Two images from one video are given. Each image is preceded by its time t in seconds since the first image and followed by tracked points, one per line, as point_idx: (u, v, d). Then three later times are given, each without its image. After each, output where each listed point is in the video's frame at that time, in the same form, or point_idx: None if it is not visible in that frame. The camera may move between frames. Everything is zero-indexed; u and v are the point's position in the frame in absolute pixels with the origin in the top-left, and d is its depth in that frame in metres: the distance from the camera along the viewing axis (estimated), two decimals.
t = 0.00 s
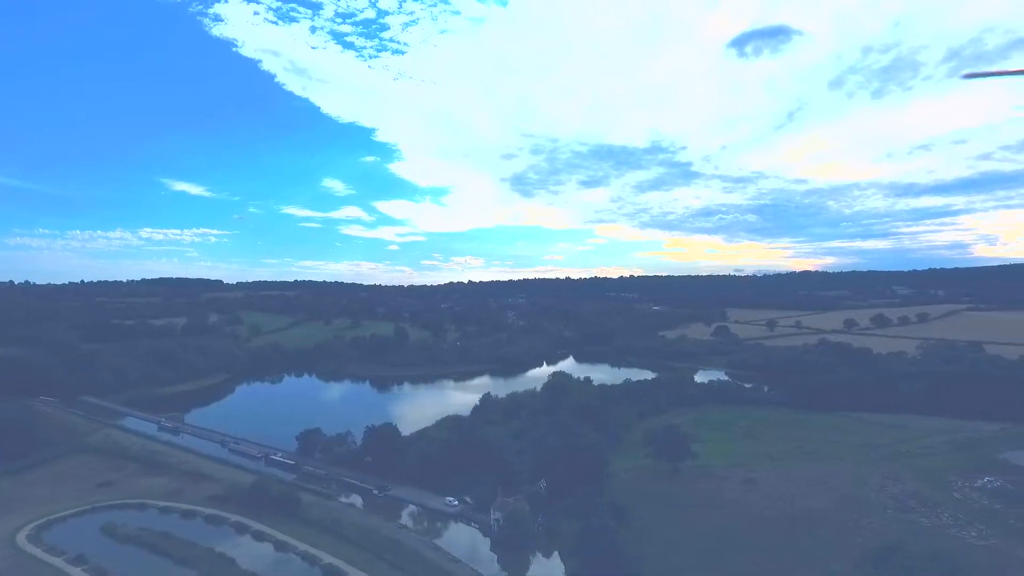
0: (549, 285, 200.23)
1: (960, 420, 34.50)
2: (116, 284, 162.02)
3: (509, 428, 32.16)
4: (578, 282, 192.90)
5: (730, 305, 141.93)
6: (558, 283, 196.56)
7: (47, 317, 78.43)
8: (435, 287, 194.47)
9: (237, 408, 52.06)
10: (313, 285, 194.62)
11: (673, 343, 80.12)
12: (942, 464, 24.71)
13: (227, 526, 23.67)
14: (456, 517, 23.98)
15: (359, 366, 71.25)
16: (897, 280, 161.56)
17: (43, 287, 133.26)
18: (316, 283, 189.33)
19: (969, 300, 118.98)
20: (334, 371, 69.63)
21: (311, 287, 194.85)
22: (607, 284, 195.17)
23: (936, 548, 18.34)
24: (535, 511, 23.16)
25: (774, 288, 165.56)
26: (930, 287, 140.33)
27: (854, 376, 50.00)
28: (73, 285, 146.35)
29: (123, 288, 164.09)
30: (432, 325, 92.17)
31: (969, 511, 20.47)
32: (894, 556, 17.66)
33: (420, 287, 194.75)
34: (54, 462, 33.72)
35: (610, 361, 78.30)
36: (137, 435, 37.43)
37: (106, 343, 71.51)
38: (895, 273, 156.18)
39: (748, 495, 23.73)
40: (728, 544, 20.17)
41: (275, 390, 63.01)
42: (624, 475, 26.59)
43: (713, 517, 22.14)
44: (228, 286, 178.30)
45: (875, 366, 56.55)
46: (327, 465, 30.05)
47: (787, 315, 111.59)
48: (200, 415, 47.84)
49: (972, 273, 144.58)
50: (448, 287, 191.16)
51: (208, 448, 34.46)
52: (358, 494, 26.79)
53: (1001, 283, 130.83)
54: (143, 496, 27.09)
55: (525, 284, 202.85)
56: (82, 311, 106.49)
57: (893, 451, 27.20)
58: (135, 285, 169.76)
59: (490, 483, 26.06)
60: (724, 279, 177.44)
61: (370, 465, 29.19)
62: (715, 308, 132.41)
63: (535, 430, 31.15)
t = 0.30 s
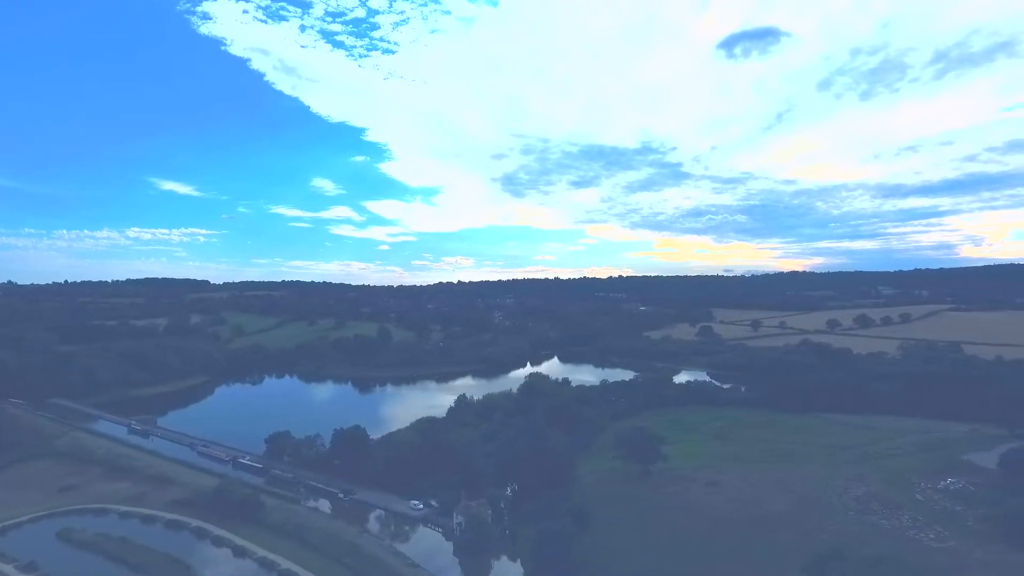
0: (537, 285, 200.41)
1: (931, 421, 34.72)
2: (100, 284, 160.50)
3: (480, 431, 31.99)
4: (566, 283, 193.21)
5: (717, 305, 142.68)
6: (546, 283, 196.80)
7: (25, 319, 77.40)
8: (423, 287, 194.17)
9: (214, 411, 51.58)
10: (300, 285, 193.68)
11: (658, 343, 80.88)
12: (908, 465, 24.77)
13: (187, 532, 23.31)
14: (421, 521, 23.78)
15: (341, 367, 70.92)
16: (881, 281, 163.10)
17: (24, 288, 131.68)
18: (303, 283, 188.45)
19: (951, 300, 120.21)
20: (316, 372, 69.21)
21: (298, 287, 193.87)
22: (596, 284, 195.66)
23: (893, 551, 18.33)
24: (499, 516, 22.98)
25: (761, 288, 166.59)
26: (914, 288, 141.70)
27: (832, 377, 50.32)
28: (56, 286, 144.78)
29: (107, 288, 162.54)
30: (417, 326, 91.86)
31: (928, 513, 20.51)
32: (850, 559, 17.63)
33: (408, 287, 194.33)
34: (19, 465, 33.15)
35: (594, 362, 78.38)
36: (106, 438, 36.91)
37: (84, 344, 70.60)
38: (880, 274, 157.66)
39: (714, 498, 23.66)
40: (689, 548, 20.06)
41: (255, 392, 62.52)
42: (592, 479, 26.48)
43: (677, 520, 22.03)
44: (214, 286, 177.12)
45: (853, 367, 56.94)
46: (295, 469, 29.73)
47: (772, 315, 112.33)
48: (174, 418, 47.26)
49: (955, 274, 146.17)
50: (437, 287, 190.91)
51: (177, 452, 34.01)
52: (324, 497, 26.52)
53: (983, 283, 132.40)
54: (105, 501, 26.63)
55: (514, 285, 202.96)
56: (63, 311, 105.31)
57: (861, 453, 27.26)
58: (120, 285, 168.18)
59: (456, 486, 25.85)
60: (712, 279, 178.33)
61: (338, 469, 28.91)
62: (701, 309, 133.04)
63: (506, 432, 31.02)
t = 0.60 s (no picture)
0: (526, 285, 200.28)
1: (903, 421, 34.91)
2: (84, 285, 159.04)
3: (451, 433, 31.77)
4: (555, 283, 193.24)
5: (704, 305, 143.32)
6: (535, 284, 196.80)
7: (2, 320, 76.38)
8: (412, 287, 193.79)
9: (192, 413, 51.09)
10: (288, 286, 192.89)
11: (643, 343, 81.94)
12: (874, 467, 24.74)
13: (146, 537, 22.94)
14: (384, 525, 23.53)
15: (323, 368, 70.45)
16: (867, 282, 164.34)
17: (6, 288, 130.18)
18: (291, 283, 187.54)
19: (935, 300, 121.24)
20: (297, 374, 68.74)
21: (286, 287, 192.97)
22: (585, 284, 196.07)
23: (851, 554, 18.24)
24: (462, 519, 22.78)
25: (748, 288, 167.54)
26: (899, 288, 143.05)
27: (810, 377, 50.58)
28: (39, 287, 143.24)
29: (91, 288, 161.03)
30: (401, 326, 91.47)
31: (889, 514, 20.46)
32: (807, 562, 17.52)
33: (397, 287, 193.76)
34: None
35: (578, 362, 78.41)
36: (75, 441, 36.41)
37: (62, 345, 69.83)
38: (866, 274, 159.13)
39: (679, 500, 23.52)
40: (649, 551, 19.89)
41: (235, 393, 61.99)
42: (560, 482, 26.31)
43: (640, 522, 21.87)
44: (201, 287, 175.96)
45: (833, 367, 57.16)
46: (263, 471, 29.35)
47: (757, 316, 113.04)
48: (147, 421, 46.77)
49: (939, 273, 147.53)
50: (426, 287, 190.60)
51: (146, 454, 33.55)
52: (288, 502, 26.19)
53: (966, 283, 133.72)
54: (65, 506, 26.21)
55: (503, 286, 203.02)
56: (44, 312, 104.12)
57: (829, 453, 27.24)
58: (104, 286, 166.64)
59: (422, 491, 25.61)
60: (700, 279, 179.19)
61: (305, 472, 28.56)
62: (688, 309, 133.46)
63: (476, 434, 30.80)
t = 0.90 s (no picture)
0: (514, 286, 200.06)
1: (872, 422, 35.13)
2: (65, 285, 156.92)
3: (420, 436, 31.51)
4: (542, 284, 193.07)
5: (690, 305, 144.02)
6: (523, 284, 196.56)
7: None
8: (399, 288, 193.11)
9: (167, 417, 50.42)
10: (274, 287, 191.55)
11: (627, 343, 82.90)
12: (837, 469, 24.78)
13: (100, 544, 22.44)
14: (344, 530, 23.25)
15: (303, 369, 69.77)
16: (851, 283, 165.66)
17: None
18: (276, 283, 186.19)
19: (916, 301, 122.38)
20: (277, 375, 68.10)
21: (271, 287, 191.63)
22: (572, 284, 196.35)
23: (807, 559, 18.20)
24: (423, 524, 22.56)
25: (734, 288, 168.64)
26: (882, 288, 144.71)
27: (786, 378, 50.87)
28: (18, 288, 141.09)
29: (72, 288, 158.86)
30: (383, 327, 90.93)
31: (848, 517, 20.45)
32: (762, 567, 17.46)
33: (384, 287, 192.90)
34: None
35: (561, 363, 78.37)
36: (38, 445, 35.73)
37: (36, 347, 68.64)
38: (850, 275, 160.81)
39: (643, 504, 23.38)
40: (608, 556, 19.77)
41: (214, 394, 61.31)
42: (526, 488, 26.07)
43: (602, 526, 21.78)
44: (185, 287, 174.27)
45: (812, 368, 57.30)
46: (227, 475, 28.88)
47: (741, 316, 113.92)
48: (117, 424, 46.04)
49: (921, 274, 149.03)
50: (413, 288, 190.02)
51: (110, 459, 32.95)
52: (250, 507, 25.77)
53: (947, 284, 135.12)
54: (20, 512, 25.61)
55: (491, 286, 202.92)
56: (21, 313, 102.52)
57: (794, 456, 27.26)
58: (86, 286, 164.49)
59: (385, 495, 25.35)
60: (687, 279, 180.12)
61: (269, 476, 28.11)
62: (673, 310, 133.76)
63: (445, 436, 30.47)
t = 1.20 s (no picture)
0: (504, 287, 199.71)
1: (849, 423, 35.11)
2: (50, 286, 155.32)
3: (393, 437, 31.17)
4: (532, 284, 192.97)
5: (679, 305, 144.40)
6: (513, 284, 196.33)
7: None
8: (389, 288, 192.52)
9: (145, 419, 49.85)
10: (262, 287, 190.39)
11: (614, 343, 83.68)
12: (808, 470, 24.67)
13: (58, 551, 21.99)
14: (309, 535, 22.95)
15: (286, 370, 69.19)
16: (839, 283, 166.52)
17: None
18: (265, 284, 185.08)
19: (903, 301, 123.13)
20: (260, 376, 67.52)
21: (260, 288, 190.49)
22: (563, 284, 196.45)
23: (770, 564, 18.06)
24: (388, 528, 22.26)
25: (724, 288, 169.27)
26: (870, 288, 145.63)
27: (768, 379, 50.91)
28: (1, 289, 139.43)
29: (57, 288, 157.22)
30: (370, 327, 90.42)
31: (814, 520, 20.32)
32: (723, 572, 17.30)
33: (373, 288, 192.17)
34: None
35: (547, 363, 78.18)
36: (7, 449, 35.15)
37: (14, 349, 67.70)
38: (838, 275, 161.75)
39: (611, 507, 23.17)
40: (572, 560, 19.56)
41: (195, 396, 60.67)
42: (495, 491, 25.81)
43: (569, 530, 21.56)
44: (172, 287, 172.94)
45: (795, 368, 57.31)
46: (196, 479, 28.45)
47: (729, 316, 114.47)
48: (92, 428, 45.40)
49: (908, 274, 150.06)
50: (403, 288, 189.44)
51: (79, 463, 32.44)
52: (215, 512, 25.38)
53: (933, 284, 136.11)
54: None
55: (482, 287, 202.64)
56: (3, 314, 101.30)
57: (767, 457, 27.14)
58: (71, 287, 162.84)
59: (353, 499, 25.03)
60: (676, 279, 180.66)
61: (237, 479, 27.70)
62: (662, 310, 133.87)
63: (417, 437, 30.13)
